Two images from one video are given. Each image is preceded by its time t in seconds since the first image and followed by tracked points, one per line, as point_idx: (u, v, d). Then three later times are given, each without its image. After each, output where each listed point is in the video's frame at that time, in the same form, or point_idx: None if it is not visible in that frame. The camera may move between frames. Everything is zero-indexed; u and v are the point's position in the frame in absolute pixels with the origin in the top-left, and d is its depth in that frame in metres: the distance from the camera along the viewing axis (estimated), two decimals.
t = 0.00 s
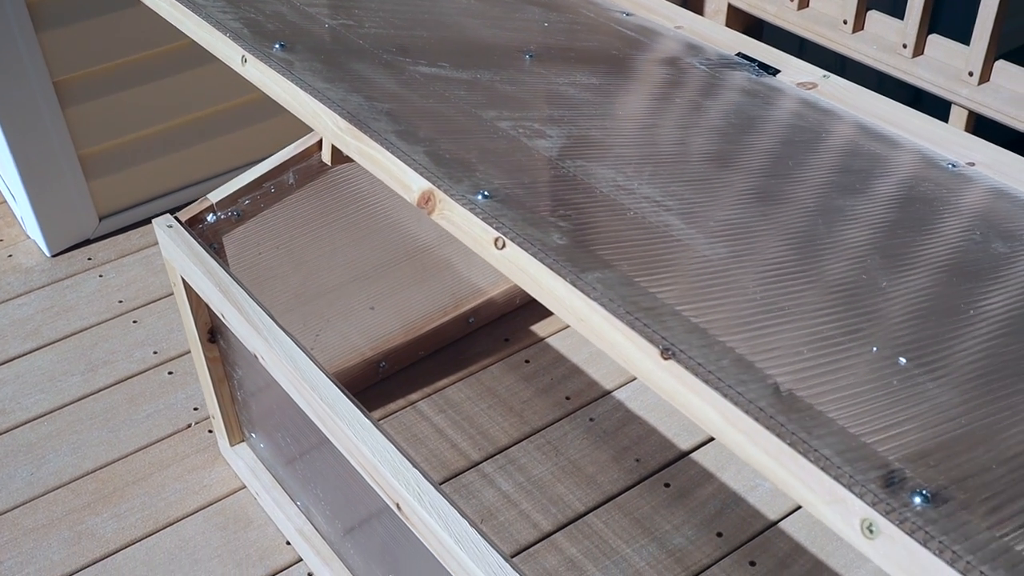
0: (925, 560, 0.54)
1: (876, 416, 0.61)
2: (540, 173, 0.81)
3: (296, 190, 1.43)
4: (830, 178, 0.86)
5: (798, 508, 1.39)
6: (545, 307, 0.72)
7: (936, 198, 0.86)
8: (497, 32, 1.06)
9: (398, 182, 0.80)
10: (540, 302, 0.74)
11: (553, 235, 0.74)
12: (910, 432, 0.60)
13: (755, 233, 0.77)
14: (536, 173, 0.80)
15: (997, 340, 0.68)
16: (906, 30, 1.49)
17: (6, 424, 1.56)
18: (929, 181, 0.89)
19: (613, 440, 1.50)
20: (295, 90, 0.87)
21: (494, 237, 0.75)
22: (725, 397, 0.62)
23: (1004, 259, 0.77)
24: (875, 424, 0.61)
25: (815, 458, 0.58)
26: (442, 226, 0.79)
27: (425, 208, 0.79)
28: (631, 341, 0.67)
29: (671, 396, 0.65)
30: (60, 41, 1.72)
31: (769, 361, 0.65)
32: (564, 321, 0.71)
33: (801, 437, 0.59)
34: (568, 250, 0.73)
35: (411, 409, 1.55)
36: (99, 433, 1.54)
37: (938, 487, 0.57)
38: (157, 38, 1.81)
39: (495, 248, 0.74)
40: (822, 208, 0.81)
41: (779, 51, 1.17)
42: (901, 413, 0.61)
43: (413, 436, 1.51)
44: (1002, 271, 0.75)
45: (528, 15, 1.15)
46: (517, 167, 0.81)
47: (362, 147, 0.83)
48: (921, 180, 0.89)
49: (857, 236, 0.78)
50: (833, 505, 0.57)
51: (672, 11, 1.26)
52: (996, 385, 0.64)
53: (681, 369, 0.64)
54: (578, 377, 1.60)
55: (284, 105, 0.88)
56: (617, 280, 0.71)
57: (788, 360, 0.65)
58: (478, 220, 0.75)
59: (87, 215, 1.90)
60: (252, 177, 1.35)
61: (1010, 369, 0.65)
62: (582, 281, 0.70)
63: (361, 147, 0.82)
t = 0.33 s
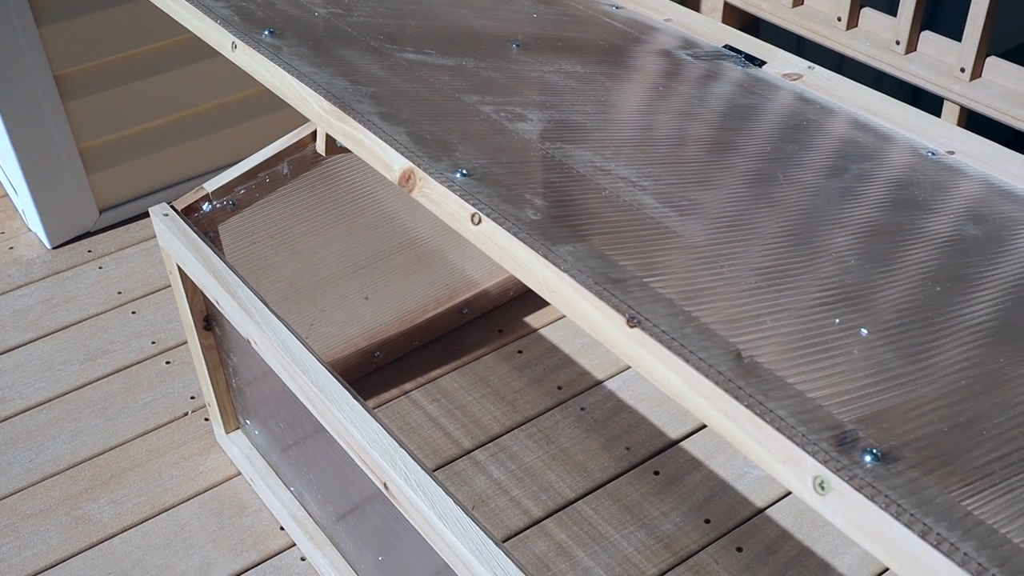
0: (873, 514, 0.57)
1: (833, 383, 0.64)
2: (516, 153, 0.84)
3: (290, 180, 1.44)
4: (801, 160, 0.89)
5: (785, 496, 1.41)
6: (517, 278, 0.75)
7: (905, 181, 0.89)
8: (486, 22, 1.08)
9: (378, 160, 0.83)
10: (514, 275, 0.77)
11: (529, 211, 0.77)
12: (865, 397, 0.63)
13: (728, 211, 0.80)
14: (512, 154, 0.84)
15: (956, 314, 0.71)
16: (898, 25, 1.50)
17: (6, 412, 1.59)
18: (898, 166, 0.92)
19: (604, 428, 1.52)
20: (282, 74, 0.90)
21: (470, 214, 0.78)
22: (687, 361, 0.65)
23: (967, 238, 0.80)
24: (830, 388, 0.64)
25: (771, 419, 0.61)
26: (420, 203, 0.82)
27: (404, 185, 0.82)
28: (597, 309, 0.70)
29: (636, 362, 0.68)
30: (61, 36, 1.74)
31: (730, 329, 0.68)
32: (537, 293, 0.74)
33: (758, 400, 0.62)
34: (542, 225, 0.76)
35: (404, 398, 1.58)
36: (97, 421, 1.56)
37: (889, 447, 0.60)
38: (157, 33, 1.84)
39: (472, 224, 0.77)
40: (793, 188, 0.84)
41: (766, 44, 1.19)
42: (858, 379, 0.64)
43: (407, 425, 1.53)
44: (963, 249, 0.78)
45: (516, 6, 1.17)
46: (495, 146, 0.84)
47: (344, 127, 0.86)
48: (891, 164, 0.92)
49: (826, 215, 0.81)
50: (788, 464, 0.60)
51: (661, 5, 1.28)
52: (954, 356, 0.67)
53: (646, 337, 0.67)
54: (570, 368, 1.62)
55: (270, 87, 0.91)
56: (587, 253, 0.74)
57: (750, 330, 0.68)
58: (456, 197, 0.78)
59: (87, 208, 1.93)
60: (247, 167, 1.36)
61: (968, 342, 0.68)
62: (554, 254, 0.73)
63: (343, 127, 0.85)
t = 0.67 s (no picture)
0: (830, 480, 0.59)
1: (792, 356, 0.67)
2: (496, 139, 0.88)
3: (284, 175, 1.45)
4: (780, 152, 0.91)
5: (773, 488, 1.43)
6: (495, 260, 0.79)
7: (880, 172, 0.91)
8: (477, 17, 1.11)
9: (363, 147, 0.88)
10: (493, 256, 0.80)
11: (507, 194, 0.81)
12: (826, 370, 0.66)
13: (704, 198, 0.83)
14: (492, 140, 0.87)
15: (925, 294, 0.73)
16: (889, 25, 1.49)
17: (4, 404, 1.61)
18: (873, 157, 0.94)
19: (595, 421, 1.53)
20: (273, 65, 0.96)
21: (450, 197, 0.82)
22: (652, 334, 0.68)
23: (938, 224, 0.82)
24: (792, 361, 0.67)
25: (733, 389, 0.64)
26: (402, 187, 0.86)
27: (387, 170, 0.86)
28: (569, 287, 0.73)
29: (604, 336, 0.71)
30: (61, 34, 1.76)
31: (698, 305, 0.71)
32: (514, 272, 0.78)
33: (720, 371, 0.65)
34: (518, 207, 0.80)
35: (398, 392, 1.59)
36: (94, 413, 1.58)
37: (847, 416, 0.62)
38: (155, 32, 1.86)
39: (451, 207, 0.81)
40: (770, 177, 0.87)
41: (755, 40, 1.20)
42: (819, 355, 0.67)
43: (400, 417, 1.55)
44: (935, 234, 0.81)
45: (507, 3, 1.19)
46: (475, 131, 0.88)
47: (331, 116, 0.90)
48: (868, 156, 0.94)
49: (801, 202, 0.84)
50: (749, 433, 0.63)
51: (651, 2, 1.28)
52: (916, 334, 0.69)
53: (615, 314, 0.70)
54: (563, 362, 1.64)
55: (261, 76, 0.97)
56: (562, 235, 0.77)
57: (718, 308, 0.71)
58: (435, 180, 0.82)
59: (87, 204, 1.95)
60: (242, 162, 1.38)
61: (931, 320, 0.71)
62: (529, 234, 0.77)
63: (329, 115, 0.90)
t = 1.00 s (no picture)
0: (793, 444, 0.61)
1: (763, 331, 0.69)
2: (482, 128, 0.90)
3: (278, 170, 1.47)
4: (762, 142, 0.94)
5: (762, 480, 1.45)
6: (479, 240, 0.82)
7: (859, 162, 0.93)
8: (468, 13, 1.13)
9: (352, 134, 0.90)
10: (476, 238, 0.83)
11: (490, 177, 0.83)
12: (795, 345, 0.68)
13: (686, 184, 0.85)
14: (478, 128, 0.90)
15: (898, 276, 0.75)
16: (879, 27, 1.51)
17: (2, 397, 1.62)
18: (853, 149, 0.96)
19: (587, 415, 1.55)
20: (266, 58, 0.98)
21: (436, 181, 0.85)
22: (626, 308, 0.70)
23: (913, 212, 0.84)
24: (762, 335, 0.69)
25: (704, 360, 0.66)
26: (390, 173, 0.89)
27: (375, 157, 0.88)
28: (549, 265, 0.75)
29: (582, 311, 0.74)
30: (61, 33, 1.78)
31: (674, 282, 0.73)
32: (496, 252, 0.81)
33: (691, 342, 0.67)
34: (500, 189, 0.82)
35: (392, 386, 1.61)
36: (92, 406, 1.60)
37: (813, 386, 0.64)
38: (153, 33, 1.88)
39: (437, 189, 0.84)
40: (752, 165, 0.89)
41: (742, 38, 1.21)
42: (788, 331, 0.69)
43: (394, 411, 1.57)
44: (911, 220, 0.83)
45: None
46: (462, 120, 0.90)
47: (322, 105, 0.92)
48: (849, 148, 0.97)
49: (780, 188, 0.86)
50: (719, 402, 0.65)
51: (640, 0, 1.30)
52: (886, 312, 0.71)
53: (592, 289, 0.72)
54: (555, 357, 1.66)
55: (253, 68, 0.99)
56: (544, 219, 0.79)
57: (692, 285, 0.73)
58: (422, 165, 0.84)
59: (85, 202, 1.97)
60: (236, 158, 1.40)
61: (902, 299, 0.73)
62: (511, 214, 0.79)
63: (320, 104, 0.92)
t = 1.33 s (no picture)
0: (751, 409, 0.64)
1: (729, 305, 0.71)
2: (464, 113, 0.92)
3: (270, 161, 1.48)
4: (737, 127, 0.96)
5: (746, 468, 1.47)
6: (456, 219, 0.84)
7: (829, 147, 0.96)
8: (456, 5, 1.15)
9: (335, 117, 0.92)
10: (454, 216, 0.85)
11: (468, 158, 0.85)
12: (760, 318, 0.70)
13: (661, 166, 0.87)
14: (459, 113, 0.92)
15: (864, 254, 0.78)
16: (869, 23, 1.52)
17: None
18: (825, 134, 0.99)
19: (575, 404, 1.57)
20: (254, 44, 1.00)
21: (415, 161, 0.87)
22: (595, 281, 0.73)
23: (880, 194, 0.86)
24: (728, 309, 0.71)
25: (670, 331, 0.68)
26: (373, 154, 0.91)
27: (357, 138, 0.91)
28: (523, 240, 0.77)
29: (555, 286, 0.75)
30: (57, 27, 1.80)
31: (645, 259, 0.75)
32: (472, 230, 0.83)
33: (657, 314, 0.70)
34: (477, 168, 0.84)
35: (382, 375, 1.64)
36: (85, 395, 1.62)
37: (773, 355, 0.67)
38: (148, 27, 1.90)
39: (416, 170, 0.86)
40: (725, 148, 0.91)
41: (726, 31, 1.23)
42: (755, 305, 0.72)
43: (384, 400, 1.59)
44: (877, 202, 0.85)
45: None
46: (445, 105, 0.93)
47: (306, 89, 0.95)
48: (822, 133, 0.99)
49: (751, 170, 0.88)
50: (683, 369, 0.67)
51: None
52: (852, 288, 0.74)
53: (563, 264, 0.75)
54: (544, 347, 1.68)
55: (240, 54, 1.01)
56: (520, 198, 0.81)
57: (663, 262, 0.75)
58: (402, 146, 0.86)
59: (80, 195, 1.99)
60: (228, 148, 1.42)
61: (864, 275, 0.75)
62: (486, 193, 0.82)
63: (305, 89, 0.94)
